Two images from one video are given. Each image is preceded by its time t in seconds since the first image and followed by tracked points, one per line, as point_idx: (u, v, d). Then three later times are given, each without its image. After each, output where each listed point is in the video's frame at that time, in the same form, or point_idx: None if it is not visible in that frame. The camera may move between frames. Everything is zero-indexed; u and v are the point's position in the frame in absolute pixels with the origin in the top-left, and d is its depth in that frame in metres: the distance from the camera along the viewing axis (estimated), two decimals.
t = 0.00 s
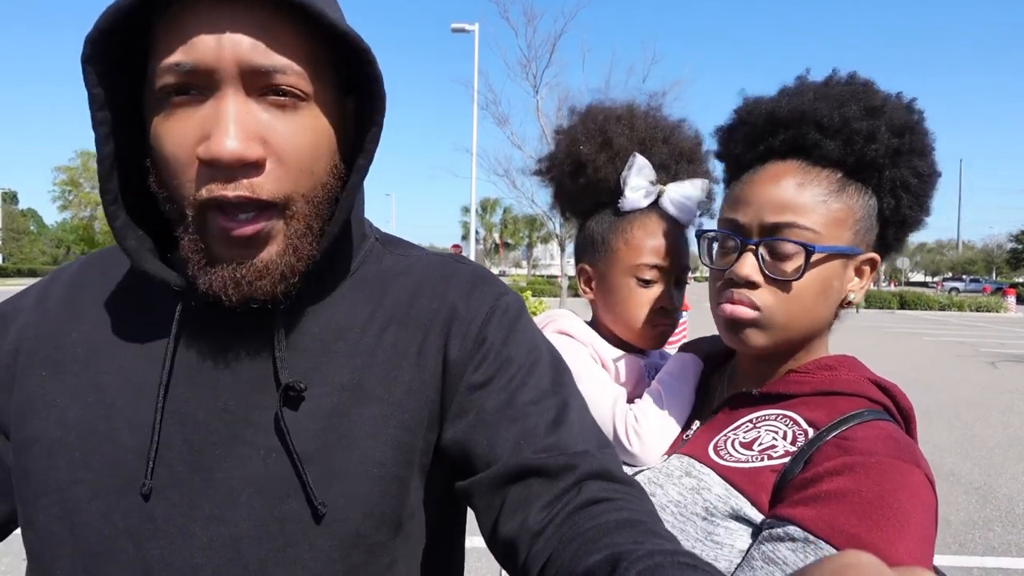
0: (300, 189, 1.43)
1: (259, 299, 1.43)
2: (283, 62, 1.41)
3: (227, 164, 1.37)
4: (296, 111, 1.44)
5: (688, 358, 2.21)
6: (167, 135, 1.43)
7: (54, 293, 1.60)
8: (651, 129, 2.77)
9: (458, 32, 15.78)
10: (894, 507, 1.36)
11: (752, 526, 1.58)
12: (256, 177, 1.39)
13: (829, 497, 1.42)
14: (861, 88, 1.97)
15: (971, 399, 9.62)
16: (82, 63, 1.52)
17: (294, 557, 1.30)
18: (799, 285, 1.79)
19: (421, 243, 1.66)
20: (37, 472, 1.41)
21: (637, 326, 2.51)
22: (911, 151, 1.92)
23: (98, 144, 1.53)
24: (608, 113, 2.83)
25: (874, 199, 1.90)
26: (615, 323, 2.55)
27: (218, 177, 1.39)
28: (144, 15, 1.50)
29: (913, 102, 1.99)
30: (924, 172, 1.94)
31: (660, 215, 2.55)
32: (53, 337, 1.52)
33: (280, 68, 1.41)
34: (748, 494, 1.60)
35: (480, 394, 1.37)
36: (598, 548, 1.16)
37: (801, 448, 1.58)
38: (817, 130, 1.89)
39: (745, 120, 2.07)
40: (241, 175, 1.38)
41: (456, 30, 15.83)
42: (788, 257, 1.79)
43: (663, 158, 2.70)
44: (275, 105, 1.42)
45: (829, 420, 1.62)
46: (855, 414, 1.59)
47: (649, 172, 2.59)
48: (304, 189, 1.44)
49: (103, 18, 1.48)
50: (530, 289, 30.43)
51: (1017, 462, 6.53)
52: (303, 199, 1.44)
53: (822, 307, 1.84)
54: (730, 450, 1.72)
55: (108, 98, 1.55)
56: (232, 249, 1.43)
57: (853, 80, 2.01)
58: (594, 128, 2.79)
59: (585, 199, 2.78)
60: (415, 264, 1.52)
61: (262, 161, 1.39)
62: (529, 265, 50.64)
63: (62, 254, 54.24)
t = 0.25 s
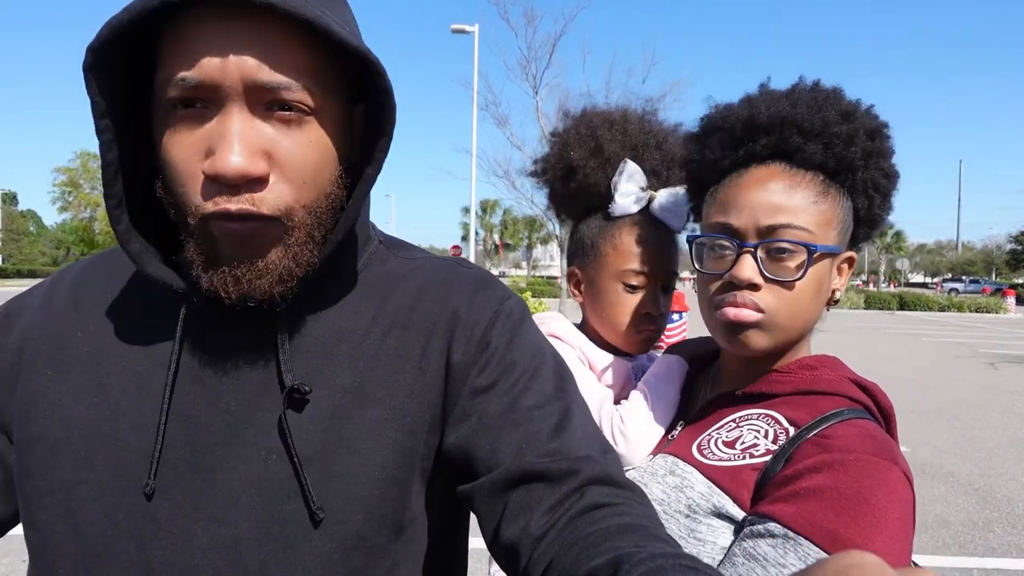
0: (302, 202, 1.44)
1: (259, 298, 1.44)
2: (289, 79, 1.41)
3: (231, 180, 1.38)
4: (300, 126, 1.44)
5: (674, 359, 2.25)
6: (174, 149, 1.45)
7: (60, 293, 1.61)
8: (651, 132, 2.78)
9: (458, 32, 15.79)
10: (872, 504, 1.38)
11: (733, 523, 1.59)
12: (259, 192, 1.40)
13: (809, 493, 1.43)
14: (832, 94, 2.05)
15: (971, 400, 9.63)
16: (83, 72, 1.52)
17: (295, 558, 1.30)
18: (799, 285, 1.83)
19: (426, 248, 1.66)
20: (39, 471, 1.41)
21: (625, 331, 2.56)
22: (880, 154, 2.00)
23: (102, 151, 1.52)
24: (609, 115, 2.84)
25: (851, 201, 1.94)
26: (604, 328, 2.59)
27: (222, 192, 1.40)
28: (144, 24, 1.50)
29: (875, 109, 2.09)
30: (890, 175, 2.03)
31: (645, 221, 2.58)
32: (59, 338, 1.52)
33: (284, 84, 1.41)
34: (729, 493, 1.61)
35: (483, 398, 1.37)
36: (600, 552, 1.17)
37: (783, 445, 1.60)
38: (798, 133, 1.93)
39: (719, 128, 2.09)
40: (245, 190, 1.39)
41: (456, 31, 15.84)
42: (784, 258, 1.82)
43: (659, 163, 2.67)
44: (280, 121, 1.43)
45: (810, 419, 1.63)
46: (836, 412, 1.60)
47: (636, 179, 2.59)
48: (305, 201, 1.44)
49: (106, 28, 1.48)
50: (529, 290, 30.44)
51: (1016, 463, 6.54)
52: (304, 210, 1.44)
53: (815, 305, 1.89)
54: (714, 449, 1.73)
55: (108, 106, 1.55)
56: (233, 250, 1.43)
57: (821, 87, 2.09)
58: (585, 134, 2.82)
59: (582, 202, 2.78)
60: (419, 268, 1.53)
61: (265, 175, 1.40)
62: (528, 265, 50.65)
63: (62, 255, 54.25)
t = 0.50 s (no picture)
0: (302, 201, 1.44)
1: (258, 294, 1.44)
2: (295, 79, 1.42)
3: (233, 177, 1.39)
4: (304, 126, 1.45)
5: (656, 360, 2.27)
6: (178, 144, 1.46)
7: (66, 288, 1.62)
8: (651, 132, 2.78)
9: (459, 31, 15.80)
10: (854, 503, 1.39)
11: (720, 526, 1.60)
12: (260, 189, 1.41)
13: (792, 495, 1.44)
14: (805, 96, 2.09)
15: (971, 400, 9.63)
16: (93, 68, 1.53)
17: (293, 556, 1.31)
18: (779, 281, 1.86)
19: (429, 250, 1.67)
20: (41, 466, 1.42)
21: (611, 331, 2.59)
22: (852, 155, 2.04)
23: (108, 145, 1.54)
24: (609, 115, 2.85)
25: (825, 200, 1.98)
26: (591, 327, 2.62)
27: (224, 188, 1.41)
28: (153, 23, 1.50)
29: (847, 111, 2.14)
30: (863, 175, 2.07)
31: (637, 222, 2.61)
32: (61, 335, 1.53)
33: (289, 83, 1.42)
34: (715, 495, 1.62)
35: (481, 398, 1.38)
36: (595, 553, 1.17)
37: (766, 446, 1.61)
38: (773, 134, 1.96)
39: (697, 130, 2.12)
40: (246, 187, 1.40)
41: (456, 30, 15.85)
42: (765, 254, 1.85)
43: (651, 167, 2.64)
44: (283, 119, 1.44)
45: (793, 419, 1.64)
46: (817, 411, 1.61)
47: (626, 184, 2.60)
48: (306, 199, 1.45)
49: (116, 26, 1.49)
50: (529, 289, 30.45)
51: (1016, 463, 6.54)
52: (305, 208, 1.45)
53: (794, 302, 1.92)
54: (699, 451, 1.74)
55: (117, 101, 1.56)
56: (235, 250, 1.44)
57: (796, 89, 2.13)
58: (587, 134, 2.83)
59: (581, 201, 2.79)
60: (421, 269, 1.53)
61: (267, 173, 1.41)
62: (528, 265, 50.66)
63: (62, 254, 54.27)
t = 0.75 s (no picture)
0: (303, 197, 1.45)
1: (260, 292, 1.45)
2: (295, 77, 1.43)
3: (234, 173, 1.40)
4: (305, 123, 1.46)
5: (658, 359, 2.27)
6: (180, 141, 1.47)
7: (68, 287, 1.63)
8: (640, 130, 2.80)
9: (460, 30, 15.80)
10: (852, 506, 1.40)
11: (718, 527, 1.60)
12: (261, 186, 1.42)
13: (790, 496, 1.45)
14: (800, 94, 2.10)
15: (971, 399, 9.64)
16: (95, 65, 1.54)
17: (294, 553, 1.32)
18: (779, 279, 1.87)
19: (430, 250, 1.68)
20: (44, 464, 1.43)
21: (608, 331, 2.60)
22: (847, 152, 2.05)
23: (111, 141, 1.55)
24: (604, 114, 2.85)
25: (822, 197, 1.99)
26: (588, 329, 2.63)
27: (225, 184, 1.41)
28: (156, 21, 1.51)
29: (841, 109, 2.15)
30: (859, 172, 2.08)
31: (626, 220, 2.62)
32: (64, 334, 1.54)
33: (290, 81, 1.43)
34: (712, 496, 1.62)
35: (480, 396, 1.39)
36: (593, 550, 1.18)
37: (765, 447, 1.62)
38: (769, 132, 1.97)
39: (691, 130, 2.14)
40: (247, 183, 1.41)
41: (456, 29, 15.85)
42: (763, 253, 1.86)
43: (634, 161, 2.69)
44: (284, 117, 1.44)
45: (792, 420, 1.65)
46: (818, 413, 1.62)
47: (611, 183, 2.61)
48: (307, 196, 1.46)
49: (118, 25, 1.50)
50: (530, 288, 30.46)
51: (1016, 462, 6.55)
52: (306, 206, 1.46)
53: (794, 299, 1.93)
54: (698, 451, 1.75)
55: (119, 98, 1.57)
56: (235, 244, 1.45)
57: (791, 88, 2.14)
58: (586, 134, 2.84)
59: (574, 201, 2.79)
60: (421, 269, 1.54)
61: (268, 169, 1.42)
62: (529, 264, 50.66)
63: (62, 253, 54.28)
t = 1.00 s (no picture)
0: (316, 194, 1.47)
1: (272, 288, 1.46)
2: (312, 76, 1.45)
3: (250, 169, 1.42)
4: (320, 121, 1.48)
5: (664, 354, 2.30)
6: (197, 138, 1.49)
7: (76, 286, 1.64)
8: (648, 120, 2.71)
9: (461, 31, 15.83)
10: (871, 501, 1.42)
11: (733, 524, 1.62)
12: (277, 182, 1.43)
13: (808, 492, 1.47)
14: (815, 89, 2.11)
15: (971, 400, 9.65)
16: (114, 63, 1.56)
17: (301, 548, 1.33)
18: (787, 276, 1.88)
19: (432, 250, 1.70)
20: (52, 461, 1.45)
21: (600, 322, 2.66)
22: (862, 147, 2.06)
23: (125, 139, 1.58)
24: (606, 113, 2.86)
25: (834, 193, 2.00)
26: (582, 318, 2.71)
27: (242, 180, 1.43)
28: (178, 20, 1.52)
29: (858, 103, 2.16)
30: (873, 167, 2.09)
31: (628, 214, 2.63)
32: (72, 332, 1.55)
33: (306, 79, 1.45)
34: (727, 493, 1.65)
35: (482, 391, 1.40)
36: (592, 545, 1.19)
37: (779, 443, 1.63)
38: (781, 127, 1.99)
39: (705, 122, 2.15)
40: (263, 179, 1.43)
41: (456, 30, 15.86)
42: (772, 249, 1.88)
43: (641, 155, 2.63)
44: (299, 115, 1.46)
45: (805, 415, 1.66)
46: (830, 407, 1.63)
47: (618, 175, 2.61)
48: (320, 193, 1.47)
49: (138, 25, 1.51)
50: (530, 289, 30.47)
51: (1016, 462, 6.56)
52: (319, 202, 1.47)
53: (804, 295, 1.94)
54: (710, 447, 1.77)
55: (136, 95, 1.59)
56: (249, 240, 1.47)
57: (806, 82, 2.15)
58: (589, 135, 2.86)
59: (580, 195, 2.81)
60: (425, 270, 1.56)
61: (284, 166, 1.44)
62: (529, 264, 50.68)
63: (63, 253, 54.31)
